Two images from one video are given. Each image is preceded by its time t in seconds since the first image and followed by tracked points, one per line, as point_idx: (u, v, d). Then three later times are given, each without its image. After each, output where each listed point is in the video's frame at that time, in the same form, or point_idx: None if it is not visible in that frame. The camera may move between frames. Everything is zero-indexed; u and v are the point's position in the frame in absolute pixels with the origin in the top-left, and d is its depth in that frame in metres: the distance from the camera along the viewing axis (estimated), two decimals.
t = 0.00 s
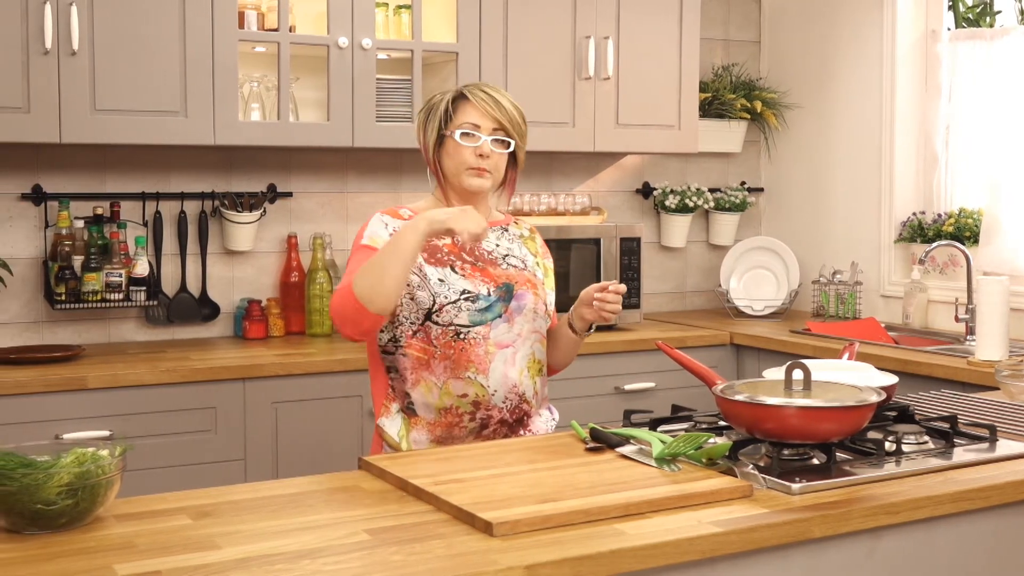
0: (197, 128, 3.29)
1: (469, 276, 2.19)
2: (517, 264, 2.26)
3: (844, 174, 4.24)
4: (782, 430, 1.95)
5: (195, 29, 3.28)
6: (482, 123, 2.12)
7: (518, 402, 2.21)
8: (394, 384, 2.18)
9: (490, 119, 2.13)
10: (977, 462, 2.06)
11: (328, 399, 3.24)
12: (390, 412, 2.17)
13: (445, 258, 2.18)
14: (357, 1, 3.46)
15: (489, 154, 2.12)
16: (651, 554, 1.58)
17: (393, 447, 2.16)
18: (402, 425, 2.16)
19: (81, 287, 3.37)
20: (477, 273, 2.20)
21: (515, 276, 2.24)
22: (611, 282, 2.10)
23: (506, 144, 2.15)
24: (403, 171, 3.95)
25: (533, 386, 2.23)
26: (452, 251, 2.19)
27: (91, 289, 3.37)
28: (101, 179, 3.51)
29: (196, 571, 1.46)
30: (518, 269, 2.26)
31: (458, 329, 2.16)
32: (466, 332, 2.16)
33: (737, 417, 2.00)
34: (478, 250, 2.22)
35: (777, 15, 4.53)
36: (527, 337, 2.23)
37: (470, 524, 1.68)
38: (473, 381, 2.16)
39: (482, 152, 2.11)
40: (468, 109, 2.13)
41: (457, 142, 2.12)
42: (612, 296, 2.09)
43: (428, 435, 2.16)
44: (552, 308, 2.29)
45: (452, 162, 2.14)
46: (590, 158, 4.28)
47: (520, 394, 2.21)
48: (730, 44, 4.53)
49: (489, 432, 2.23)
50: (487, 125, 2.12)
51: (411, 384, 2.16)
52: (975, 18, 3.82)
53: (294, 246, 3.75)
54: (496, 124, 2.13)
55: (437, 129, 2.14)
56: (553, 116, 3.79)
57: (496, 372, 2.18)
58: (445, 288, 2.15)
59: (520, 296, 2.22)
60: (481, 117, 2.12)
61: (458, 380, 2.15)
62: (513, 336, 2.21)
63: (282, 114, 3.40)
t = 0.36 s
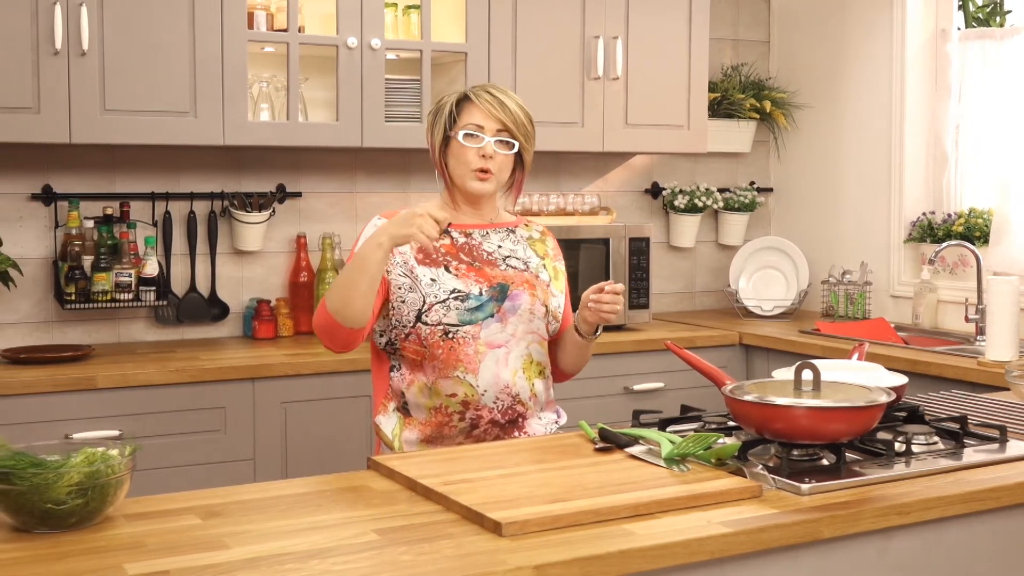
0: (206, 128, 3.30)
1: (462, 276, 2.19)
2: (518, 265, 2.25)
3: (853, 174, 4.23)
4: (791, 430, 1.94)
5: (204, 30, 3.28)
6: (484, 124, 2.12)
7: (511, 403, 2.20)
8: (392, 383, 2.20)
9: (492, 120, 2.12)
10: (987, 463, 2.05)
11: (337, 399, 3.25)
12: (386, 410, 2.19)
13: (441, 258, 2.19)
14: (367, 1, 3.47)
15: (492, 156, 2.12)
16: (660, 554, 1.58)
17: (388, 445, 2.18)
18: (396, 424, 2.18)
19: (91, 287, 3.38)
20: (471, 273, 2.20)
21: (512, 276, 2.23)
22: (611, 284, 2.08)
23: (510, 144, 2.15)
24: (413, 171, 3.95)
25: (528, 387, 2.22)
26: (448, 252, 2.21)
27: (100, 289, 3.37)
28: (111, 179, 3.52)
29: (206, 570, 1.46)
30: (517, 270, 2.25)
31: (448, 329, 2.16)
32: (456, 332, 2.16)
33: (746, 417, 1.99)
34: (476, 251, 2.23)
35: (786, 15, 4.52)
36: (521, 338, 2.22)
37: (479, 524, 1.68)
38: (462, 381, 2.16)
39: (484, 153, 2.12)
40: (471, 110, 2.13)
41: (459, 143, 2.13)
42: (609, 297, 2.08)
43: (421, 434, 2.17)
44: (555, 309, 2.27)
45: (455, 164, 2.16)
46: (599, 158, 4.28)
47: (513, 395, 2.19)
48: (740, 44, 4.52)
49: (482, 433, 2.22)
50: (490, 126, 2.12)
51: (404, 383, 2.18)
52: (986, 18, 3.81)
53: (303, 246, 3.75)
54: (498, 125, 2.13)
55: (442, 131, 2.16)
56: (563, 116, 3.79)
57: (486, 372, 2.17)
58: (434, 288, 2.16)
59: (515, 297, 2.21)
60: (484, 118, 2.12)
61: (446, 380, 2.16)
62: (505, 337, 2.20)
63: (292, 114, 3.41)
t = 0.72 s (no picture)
0: (216, 128, 3.30)
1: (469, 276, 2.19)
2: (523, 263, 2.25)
3: (862, 175, 4.23)
4: (800, 430, 1.94)
5: (214, 30, 3.29)
6: (508, 131, 2.11)
7: (519, 403, 2.20)
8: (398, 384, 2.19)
9: (516, 127, 2.12)
10: (997, 463, 2.05)
11: (346, 399, 3.25)
12: (394, 411, 2.18)
13: (447, 258, 2.18)
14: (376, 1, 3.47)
15: (515, 163, 2.12)
16: (670, 554, 1.58)
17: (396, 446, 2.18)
18: (404, 425, 2.17)
19: (100, 287, 3.39)
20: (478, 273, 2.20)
21: (518, 276, 2.23)
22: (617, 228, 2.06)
23: (530, 151, 2.15)
24: (422, 171, 3.95)
25: (536, 387, 2.22)
26: (456, 251, 2.19)
27: (110, 288, 3.38)
28: (120, 179, 3.53)
29: (215, 570, 1.46)
30: (522, 269, 2.25)
31: (455, 330, 2.17)
32: (463, 333, 2.17)
33: (755, 417, 1.99)
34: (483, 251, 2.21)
35: (795, 15, 4.51)
36: (528, 337, 2.22)
37: (487, 524, 1.68)
38: (470, 382, 2.17)
39: (508, 161, 2.11)
40: (495, 116, 2.11)
41: (483, 148, 2.11)
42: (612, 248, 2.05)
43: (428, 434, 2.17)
44: (561, 304, 2.28)
45: (476, 168, 2.13)
46: (608, 158, 4.28)
47: (521, 394, 2.19)
48: (749, 43, 4.52)
49: (490, 433, 2.22)
50: (513, 134, 2.12)
51: (412, 384, 2.17)
52: (996, 17, 3.81)
53: (312, 246, 3.76)
54: (521, 133, 2.13)
55: (463, 134, 2.12)
56: (571, 116, 3.79)
57: (494, 372, 2.18)
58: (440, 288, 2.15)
59: (520, 296, 2.22)
60: (508, 125, 2.11)
61: (454, 381, 2.16)
62: (512, 336, 2.20)
63: (301, 114, 3.41)
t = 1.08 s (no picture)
0: (224, 128, 3.31)
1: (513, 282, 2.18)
2: (552, 266, 2.26)
3: (871, 174, 4.22)
4: (809, 431, 1.94)
5: (222, 30, 3.29)
6: (546, 135, 2.14)
7: (556, 405, 2.23)
8: (432, 391, 2.15)
9: (552, 131, 2.15)
10: (1006, 464, 2.04)
11: (353, 399, 3.25)
12: (429, 417, 2.16)
13: (488, 264, 2.17)
14: (384, 2, 3.47)
15: (551, 168, 2.15)
16: (678, 555, 1.58)
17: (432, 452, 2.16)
18: (443, 430, 2.16)
19: (109, 287, 3.40)
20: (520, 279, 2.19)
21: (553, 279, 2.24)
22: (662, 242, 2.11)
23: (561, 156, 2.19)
24: (429, 171, 3.95)
25: (569, 388, 2.25)
26: (494, 257, 2.19)
27: (119, 288, 3.38)
28: (129, 179, 3.54)
29: (224, 569, 1.47)
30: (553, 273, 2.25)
31: (503, 338, 2.16)
32: (512, 341, 2.16)
33: (764, 418, 1.99)
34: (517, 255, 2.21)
35: (804, 15, 4.51)
36: (564, 340, 2.24)
37: (496, 524, 1.68)
38: (516, 388, 2.17)
39: (546, 164, 2.13)
40: (535, 120, 2.13)
41: (524, 152, 2.12)
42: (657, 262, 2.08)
43: (467, 438, 2.16)
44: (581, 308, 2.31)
45: (514, 171, 2.14)
46: (616, 158, 4.28)
47: (559, 397, 2.22)
48: (757, 44, 4.51)
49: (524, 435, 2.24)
50: (550, 137, 2.14)
51: (453, 391, 2.15)
52: (1005, 17, 3.82)
53: (321, 246, 3.76)
54: (556, 136, 2.16)
55: (502, 136, 2.12)
56: (580, 116, 3.79)
57: (538, 377, 2.19)
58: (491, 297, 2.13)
59: (559, 301, 2.22)
60: (546, 129, 2.14)
61: (501, 388, 2.15)
62: (552, 341, 2.22)
63: (309, 114, 3.42)
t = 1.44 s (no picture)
0: (230, 128, 3.31)
1: (583, 291, 2.18)
2: (611, 273, 2.26)
3: (877, 174, 4.22)
4: (815, 431, 1.93)
5: (228, 31, 3.29)
6: (611, 138, 2.13)
7: (610, 410, 2.27)
8: (495, 394, 2.17)
9: (616, 134, 2.14)
10: (1012, 464, 2.04)
11: (358, 399, 3.25)
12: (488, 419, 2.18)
13: (560, 271, 2.16)
14: (390, 2, 3.48)
15: (616, 170, 2.14)
16: (683, 555, 1.58)
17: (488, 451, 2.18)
18: (501, 431, 2.18)
19: (115, 287, 3.40)
20: (588, 286, 2.19)
21: (613, 286, 2.24)
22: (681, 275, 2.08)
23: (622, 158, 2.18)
24: (434, 172, 3.95)
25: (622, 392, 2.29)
26: (565, 264, 2.17)
27: (125, 288, 3.40)
28: (135, 179, 3.54)
29: (230, 569, 1.47)
30: (612, 279, 2.25)
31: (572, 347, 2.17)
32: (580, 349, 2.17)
33: (769, 419, 1.99)
34: (583, 261, 2.20)
35: (810, 15, 4.50)
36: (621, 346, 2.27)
37: (501, 524, 1.69)
38: (579, 395, 2.19)
39: (612, 167, 2.13)
40: (600, 122, 2.12)
41: (591, 154, 2.10)
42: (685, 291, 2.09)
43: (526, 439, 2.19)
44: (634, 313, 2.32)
45: (581, 173, 2.12)
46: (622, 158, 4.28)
47: (614, 403, 2.26)
48: (762, 43, 4.51)
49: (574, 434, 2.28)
50: (614, 140, 2.14)
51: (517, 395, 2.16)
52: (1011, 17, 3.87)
53: (326, 246, 3.76)
54: (620, 139, 2.15)
55: (568, 138, 2.11)
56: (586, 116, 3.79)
57: (600, 384, 2.22)
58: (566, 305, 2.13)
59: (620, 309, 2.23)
60: (610, 132, 2.13)
61: (565, 395, 2.18)
62: (613, 348, 2.24)
63: (315, 114, 3.41)
